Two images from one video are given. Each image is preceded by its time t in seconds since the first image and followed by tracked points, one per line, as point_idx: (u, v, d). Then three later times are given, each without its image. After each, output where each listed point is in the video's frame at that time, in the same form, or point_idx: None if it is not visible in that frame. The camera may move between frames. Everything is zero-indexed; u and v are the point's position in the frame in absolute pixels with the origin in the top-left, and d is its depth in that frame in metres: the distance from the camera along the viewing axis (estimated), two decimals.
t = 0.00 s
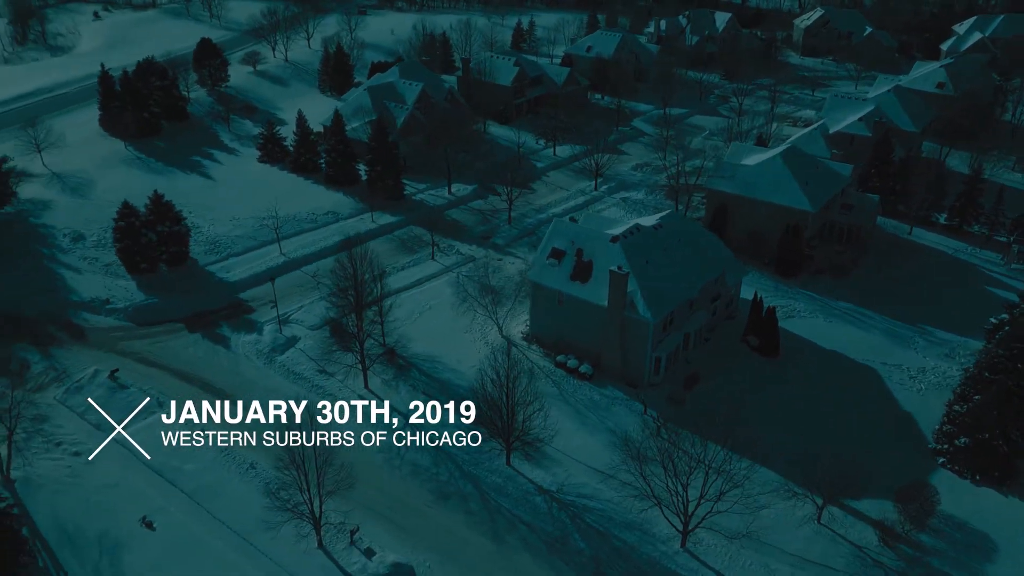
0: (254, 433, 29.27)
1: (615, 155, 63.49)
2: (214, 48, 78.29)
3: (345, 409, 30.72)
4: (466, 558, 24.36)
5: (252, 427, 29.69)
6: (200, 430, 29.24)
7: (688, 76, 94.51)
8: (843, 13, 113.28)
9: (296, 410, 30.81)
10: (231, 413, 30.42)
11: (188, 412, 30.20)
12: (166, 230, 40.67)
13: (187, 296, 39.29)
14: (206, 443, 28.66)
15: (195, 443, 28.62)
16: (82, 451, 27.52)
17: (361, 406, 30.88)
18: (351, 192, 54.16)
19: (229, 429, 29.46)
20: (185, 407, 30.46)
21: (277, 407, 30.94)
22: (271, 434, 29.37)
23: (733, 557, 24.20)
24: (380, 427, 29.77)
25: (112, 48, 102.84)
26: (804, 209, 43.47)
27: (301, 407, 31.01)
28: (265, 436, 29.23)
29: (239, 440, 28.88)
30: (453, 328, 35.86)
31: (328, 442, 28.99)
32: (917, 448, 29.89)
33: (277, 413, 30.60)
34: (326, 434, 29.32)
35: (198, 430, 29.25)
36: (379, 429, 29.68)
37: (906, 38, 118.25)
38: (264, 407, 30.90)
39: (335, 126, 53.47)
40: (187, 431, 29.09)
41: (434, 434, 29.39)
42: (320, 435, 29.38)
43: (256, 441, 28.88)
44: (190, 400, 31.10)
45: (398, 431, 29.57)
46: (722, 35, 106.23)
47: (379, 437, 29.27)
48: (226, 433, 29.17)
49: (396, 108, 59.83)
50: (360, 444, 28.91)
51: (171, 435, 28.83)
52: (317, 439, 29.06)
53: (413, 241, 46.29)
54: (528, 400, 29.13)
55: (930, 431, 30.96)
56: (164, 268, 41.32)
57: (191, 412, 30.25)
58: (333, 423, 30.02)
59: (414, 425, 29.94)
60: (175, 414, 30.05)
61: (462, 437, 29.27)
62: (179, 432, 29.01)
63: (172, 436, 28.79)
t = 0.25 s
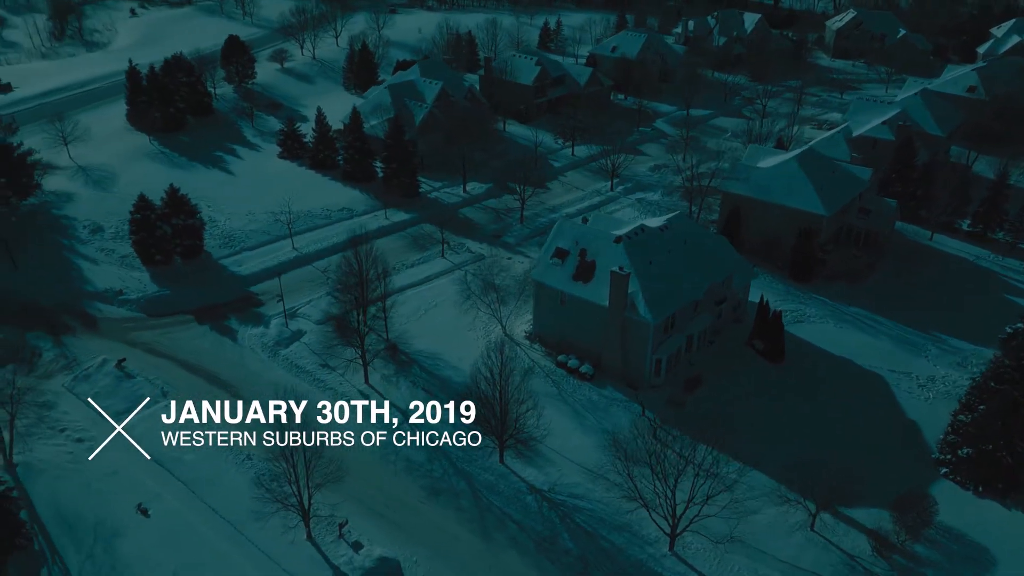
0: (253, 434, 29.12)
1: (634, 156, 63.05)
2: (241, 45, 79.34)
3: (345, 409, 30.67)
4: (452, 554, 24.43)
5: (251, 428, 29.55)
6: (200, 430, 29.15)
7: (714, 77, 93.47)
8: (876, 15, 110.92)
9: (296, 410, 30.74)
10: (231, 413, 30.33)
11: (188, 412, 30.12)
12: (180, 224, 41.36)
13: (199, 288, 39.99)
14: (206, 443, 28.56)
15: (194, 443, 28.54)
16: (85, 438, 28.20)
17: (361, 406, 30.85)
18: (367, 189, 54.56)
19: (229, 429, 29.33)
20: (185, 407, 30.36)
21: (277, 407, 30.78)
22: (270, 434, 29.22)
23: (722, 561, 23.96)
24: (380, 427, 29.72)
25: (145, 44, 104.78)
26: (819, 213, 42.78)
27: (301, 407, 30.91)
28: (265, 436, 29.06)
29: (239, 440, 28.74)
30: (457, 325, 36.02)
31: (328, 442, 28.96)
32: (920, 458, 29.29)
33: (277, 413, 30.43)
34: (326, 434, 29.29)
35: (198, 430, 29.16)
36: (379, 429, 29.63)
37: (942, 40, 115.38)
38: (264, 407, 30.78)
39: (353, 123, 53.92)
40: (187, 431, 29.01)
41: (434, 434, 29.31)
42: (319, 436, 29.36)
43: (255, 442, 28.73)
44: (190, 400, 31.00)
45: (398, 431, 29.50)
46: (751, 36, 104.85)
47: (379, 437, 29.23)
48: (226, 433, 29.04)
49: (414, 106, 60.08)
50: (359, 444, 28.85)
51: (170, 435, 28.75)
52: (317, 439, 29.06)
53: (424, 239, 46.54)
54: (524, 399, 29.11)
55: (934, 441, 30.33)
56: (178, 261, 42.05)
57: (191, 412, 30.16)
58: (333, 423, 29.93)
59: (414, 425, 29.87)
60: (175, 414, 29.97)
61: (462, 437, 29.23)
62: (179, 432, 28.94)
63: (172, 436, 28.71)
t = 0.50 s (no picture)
0: (254, 434, 28.85)
1: (644, 156, 62.70)
2: (259, 43, 80.06)
3: (345, 409, 30.59)
4: (432, 550, 24.52)
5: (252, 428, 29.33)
6: (200, 430, 28.96)
7: (732, 77, 92.58)
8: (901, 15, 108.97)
9: (296, 410, 30.62)
10: (231, 413, 30.13)
11: (188, 412, 29.92)
12: (186, 218, 41.87)
13: (202, 281, 40.52)
14: (205, 443, 28.37)
15: (194, 443, 28.35)
16: (80, 428, 28.74)
17: (361, 406, 30.76)
18: (376, 186, 54.84)
19: (229, 429, 29.11)
20: (185, 407, 30.18)
21: (278, 407, 30.60)
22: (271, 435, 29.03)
23: (701, 563, 23.84)
24: (380, 427, 29.65)
25: (169, 41, 106.16)
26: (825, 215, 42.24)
27: (301, 407, 30.84)
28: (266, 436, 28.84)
29: (239, 440, 28.48)
30: (454, 323, 36.14)
31: (328, 442, 28.93)
32: (913, 464, 28.88)
33: (277, 413, 30.29)
34: (326, 434, 29.24)
35: (198, 430, 28.96)
36: (379, 428, 29.57)
37: (969, 42, 113.01)
38: (264, 408, 30.54)
39: (362, 121, 54.18)
40: (187, 431, 28.83)
41: (434, 434, 29.24)
42: (319, 436, 29.32)
43: (256, 442, 28.37)
44: (190, 399, 30.82)
45: (398, 431, 29.44)
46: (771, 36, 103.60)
47: (379, 437, 29.16)
48: (226, 433, 28.82)
49: (424, 104, 60.24)
50: (359, 444, 28.81)
51: (171, 435, 28.61)
52: (317, 439, 29.01)
53: (428, 236, 46.73)
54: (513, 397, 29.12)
55: (930, 447, 29.86)
56: (184, 255, 42.61)
57: (191, 412, 29.97)
58: (332, 423, 29.87)
59: (414, 425, 29.79)
60: (175, 414, 29.82)
61: (462, 437, 29.16)
62: (179, 432, 28.77)
63: (172, 436, 28.57)
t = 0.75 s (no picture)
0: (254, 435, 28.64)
1: (652, 155, 62.38)
2: (271, 40, 80.58)
3: (345, 409, 30.48)
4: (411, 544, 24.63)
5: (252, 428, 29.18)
6: (200, 430, 28.75)
7: (746, 76, 91.73)
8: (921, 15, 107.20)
9: (296, 410, 30.54)
10: (231, 413, 29.92)
11: (188, 412, 29.69)
12: (187, 212, 42.29)
13: (202, 275, 40.95)
14: (206, 443, 28.15)
15: (194, 443, 28.12)
16: (73, 417, 29.18)
17: (361, 406, 30.67)
18: (380, 183, 55.06)
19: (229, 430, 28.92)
20: (185, 406, 29.94)
21: (278, 407, 30.56)
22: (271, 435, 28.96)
23: (680, 563, 23.75)
24: (380, 427, 29.56)
25: (186, 38, 107.22)
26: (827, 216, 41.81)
27: (301, 407, 30.75)
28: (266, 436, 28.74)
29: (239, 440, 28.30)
30: (448, 320, 36.27)
31: (328, 442, 28.85)
32: (903, 469, 28.57)
33: (277, 413, 30.21)
34: (326, 434, 29.16)
35: (198, 430, 28.76)
36: (379, 429, 29.48)
37: (991, 43, 110.90)
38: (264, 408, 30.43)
39: (367, 118, 54.41)
40: (187, 431, 28.63)
41: (434, 434, 29.17)
42: (320, 436, 29.23)
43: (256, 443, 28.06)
44: (191, 399, 30.57)
45: (398, 431, 29.37)
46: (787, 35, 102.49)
47: (379, 437, 29.08)
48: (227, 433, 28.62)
49: (431, 102, 60.32)
50: (360, 444, 28.73)
51: (170, 435, 28.41)
52: (317, 439, 28.93)
53: (429, 233, 46.90)
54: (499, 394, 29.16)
55: (921, 452, 29.48)
56: (186, 248, 43.07)
57: (191, 412, 29.73)
58: (332, 423, 29.78)
59: (414, 425, 29.73)
60: (175, 414, 29.59)
61: (463, 437, 28.98)
62: (179, 432, 28.57)
63: (172, 436, 28.37)
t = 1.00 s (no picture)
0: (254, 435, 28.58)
1: (662, 156, 62.02)
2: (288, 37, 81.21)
3: (345, 409, 30.43)
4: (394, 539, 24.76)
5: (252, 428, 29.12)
6: (200, 430, 28.64)
7: (763, 77, 90.78)
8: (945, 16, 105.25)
9: (296, 410, 30.48)
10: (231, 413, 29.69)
11: (188, 412, 29.60)
12: (194, 207, 42.84)
13: (206, 269, 41.46)
14: (205, 443, 28.00)
15: (194, 443, 28.00)
16: (71, 406, 29.70)
17: (361, 406, 30.61)
18: (389, 180, 55.31)
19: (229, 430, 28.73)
20: (185, 406, 29.86)
21: (278, 407, 30.56)
22: (271, 434, 28.94)
23: (661, 565, 23.66)
24: (380, 427, 29.51)
25: (208, 35, 108.43)
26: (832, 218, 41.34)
27: (301, 407, 30.68)
28: (266, 436, 28.72)
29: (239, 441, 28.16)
30: (445, 317, 36.39)
31: (328, 442, 28.78)
32: (897, 475, 28.20)
33: (277, 413, 30.20)
34: (326, 434, 29.11)
35: (198, 430, 28.65)
36: (379, 429, 29.43)
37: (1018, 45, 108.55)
38: (263, 408, 30.39)
39: (377, 115, 54.66)
40: (187, 431, 28.53)
41: (434, 434, 29.16)
42: (320, 436, 29.17)
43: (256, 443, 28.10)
44: (191, 399, 30.45)
45: (398, 431, 29.31)
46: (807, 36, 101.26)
47: (379, 437, 29.03)
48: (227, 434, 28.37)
49: (442, 100, 60.43)
50: (360, 444, 28.68)
51: (171, 435, 28.32)
52: (318, 439, 28.87)
53: (433, 230, 47.09)
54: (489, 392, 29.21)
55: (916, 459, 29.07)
56: (193, 243, 43.60)
57: (191, 412, 29.65)
58: (333, 423, 29.71)
59: (415, 425, 29.67)
60: (175, 414, 29.50)
61: (462, 437, 28.93)
62: (179, 432, 28.47)
63: (172, 436, 28.28)
